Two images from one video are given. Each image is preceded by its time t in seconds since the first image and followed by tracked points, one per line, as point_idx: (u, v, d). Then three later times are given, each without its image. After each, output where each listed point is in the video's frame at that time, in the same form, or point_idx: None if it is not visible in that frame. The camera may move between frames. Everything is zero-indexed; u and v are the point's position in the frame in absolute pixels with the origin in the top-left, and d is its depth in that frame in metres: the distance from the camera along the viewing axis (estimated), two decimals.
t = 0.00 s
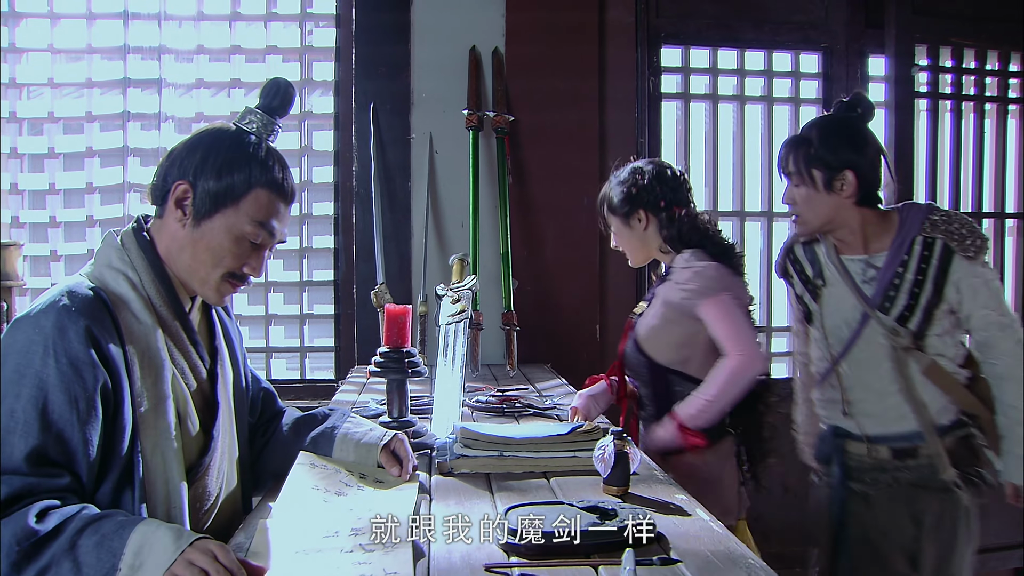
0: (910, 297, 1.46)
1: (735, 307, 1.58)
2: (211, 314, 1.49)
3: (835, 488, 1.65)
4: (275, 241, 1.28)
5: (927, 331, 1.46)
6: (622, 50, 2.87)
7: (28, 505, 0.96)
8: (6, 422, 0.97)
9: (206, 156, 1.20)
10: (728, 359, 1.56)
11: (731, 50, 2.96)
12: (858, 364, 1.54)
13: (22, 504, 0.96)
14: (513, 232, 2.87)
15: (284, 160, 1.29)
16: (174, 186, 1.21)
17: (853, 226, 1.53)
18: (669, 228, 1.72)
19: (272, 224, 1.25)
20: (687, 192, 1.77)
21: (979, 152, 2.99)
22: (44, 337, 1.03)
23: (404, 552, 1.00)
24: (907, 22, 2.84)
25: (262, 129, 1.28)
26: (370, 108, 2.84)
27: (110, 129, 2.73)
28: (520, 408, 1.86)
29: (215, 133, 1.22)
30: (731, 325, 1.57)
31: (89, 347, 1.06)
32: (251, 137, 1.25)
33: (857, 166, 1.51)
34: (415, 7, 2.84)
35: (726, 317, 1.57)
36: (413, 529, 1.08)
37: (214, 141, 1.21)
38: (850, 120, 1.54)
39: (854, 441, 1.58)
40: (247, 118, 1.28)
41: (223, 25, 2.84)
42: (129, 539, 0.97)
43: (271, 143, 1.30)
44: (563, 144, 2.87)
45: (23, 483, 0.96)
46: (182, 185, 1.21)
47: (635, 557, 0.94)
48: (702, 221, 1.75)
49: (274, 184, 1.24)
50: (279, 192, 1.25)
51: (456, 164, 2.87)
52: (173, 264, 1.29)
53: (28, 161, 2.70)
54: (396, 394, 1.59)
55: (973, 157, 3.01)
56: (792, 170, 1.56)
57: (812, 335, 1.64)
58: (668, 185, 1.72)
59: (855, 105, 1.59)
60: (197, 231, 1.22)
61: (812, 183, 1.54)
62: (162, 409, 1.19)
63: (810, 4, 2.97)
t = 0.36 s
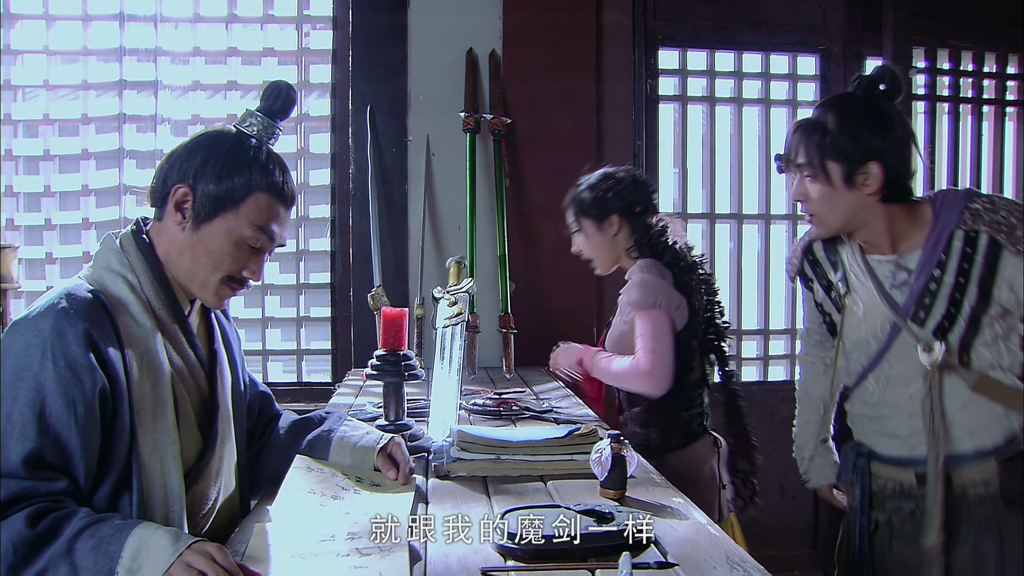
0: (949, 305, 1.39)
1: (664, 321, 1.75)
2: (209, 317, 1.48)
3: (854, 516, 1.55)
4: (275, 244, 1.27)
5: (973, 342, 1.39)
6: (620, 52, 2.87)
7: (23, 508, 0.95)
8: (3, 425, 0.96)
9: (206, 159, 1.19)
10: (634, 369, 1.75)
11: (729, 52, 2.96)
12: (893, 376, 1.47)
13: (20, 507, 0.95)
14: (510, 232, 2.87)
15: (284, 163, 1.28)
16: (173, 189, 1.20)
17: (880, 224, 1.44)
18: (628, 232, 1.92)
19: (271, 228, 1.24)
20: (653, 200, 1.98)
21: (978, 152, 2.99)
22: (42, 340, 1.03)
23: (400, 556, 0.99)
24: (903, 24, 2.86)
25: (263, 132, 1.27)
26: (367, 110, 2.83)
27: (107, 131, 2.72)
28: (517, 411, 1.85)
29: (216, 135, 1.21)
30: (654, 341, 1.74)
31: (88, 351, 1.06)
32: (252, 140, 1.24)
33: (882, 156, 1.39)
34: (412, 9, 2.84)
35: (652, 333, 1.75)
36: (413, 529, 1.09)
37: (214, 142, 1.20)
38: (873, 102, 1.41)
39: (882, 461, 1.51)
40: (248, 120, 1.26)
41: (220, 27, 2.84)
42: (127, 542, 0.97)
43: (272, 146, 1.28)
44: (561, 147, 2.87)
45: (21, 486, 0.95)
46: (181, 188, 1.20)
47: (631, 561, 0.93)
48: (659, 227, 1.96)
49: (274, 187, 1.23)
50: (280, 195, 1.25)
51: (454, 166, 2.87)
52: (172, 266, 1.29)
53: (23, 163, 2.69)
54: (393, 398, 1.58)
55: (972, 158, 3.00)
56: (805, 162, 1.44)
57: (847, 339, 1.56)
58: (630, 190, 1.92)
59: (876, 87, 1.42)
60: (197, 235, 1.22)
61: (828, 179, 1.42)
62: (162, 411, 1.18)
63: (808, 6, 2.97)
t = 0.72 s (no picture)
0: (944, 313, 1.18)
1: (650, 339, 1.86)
2: (207, 321, 1.47)
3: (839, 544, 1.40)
4: (273, 248, 1.26)
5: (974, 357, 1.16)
6: (619, 56, 2.87)
7: (21, 514, 0.94)
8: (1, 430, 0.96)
9: (204, 162, 1.18)
10: (631, 382, 1.84)
11: (728, 56, 2.96)
12: (885, 391, 1.29)
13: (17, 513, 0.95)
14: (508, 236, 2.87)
15: (282, 167, 1.28)
16: (171, 194, 1.20)
17: (903, 204, 1.23)
18: (573, 254, 2.01)
19: (269, 231, 1.24)
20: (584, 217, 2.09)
21: (977, 155, 2.99)
22: (38, 344, 1.02)
23: (397, 561, 0.98)
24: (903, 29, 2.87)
25: (261, 135, 1.26)
26: (365, 113, 2.83)
27: (104, 134, 2.71)
28: (515, 415, 1.85)
29: (213, 138, 1.21)
30: (643, 354, 1.84)
31: (85, 355, 1.05)
32: (249, 143, 1.23)
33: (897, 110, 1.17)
34: (410, 12, 2.84)
35: (639, 346, 1.84)
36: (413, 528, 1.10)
37: (211, 146, 1.20)
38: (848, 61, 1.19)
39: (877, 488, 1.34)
40: (245, 123, 1.25)
41: (218, 30, 2.83)
42: (128, 545, 0.95)
43: (270, 149, 1.27)
44: (559, 151, 2.86)
45: (18, 493, 0.95)
46: (179, 192, 1.19)
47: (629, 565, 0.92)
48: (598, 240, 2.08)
49: (272, 191, 1.23)
50: (277, 200, 1.24)
51: (452, 170, 2.86)
52: (170, 270, 1.28)
53: (19, 166, 2.69)
54: (391, 402, 1.56)
55: (971, 162, 3.00)
56: (815, 143, 1.17)
57: (840, 344, 1.39)
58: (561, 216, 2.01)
59: (842, 43, 1.20)
60: (195, 238, 1.21)
61: (849, 151, 1.16)
62: (159, 416, 1.18)
63: (807, 9, 2.97)
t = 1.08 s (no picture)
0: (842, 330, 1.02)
1: (604, 345, 1.92)
2: (206, 326, 1.47)
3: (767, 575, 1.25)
4: (274, 251, 1.26)
5: (878, 378, 1.02)
6: (619, 59, 2.87)
7: (21, 519, 0.94)
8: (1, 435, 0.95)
9: (204, 165, 1.18)
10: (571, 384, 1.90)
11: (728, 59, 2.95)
12: (794, 411, 1.14)
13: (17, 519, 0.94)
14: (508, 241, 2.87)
15: (282, 170, 1.27)
16: (171, 197, 1.19)
17: (803, 209, 1.08)
18: (544, 268, 2.10)
19: (270, 234, 1.23)
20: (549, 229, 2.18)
21: (979, 159, 2.98)
22: (39, 348, 1.01)
23: (395, 566, 0.97)
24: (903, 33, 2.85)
25: (261, 138, 1.25)
26: (365, 116, 2.82)
27: (103, 137, 2.72)
28: (515, 420, 1.84)
29: (213, 142, 1.20)
30: (595, 360, 1.91)
31: (85, 359, 1.04)
32: (249, 146, 1.22)
33: (793, 113, 1.01)
34: (410, 15, 2.84)
35: (592, 353, 1.91)
36: (413, 530, 1.11)
37: (212, 149, 1.19)
38: (746, 52, 1.02)
39: (797, 515, 1.19)
40: (245, 127, 1.24)
41: (217, 33, 2.82)
42: (128, 550, 0.96)
43: (270, 153, 1.26)
44: (560, 154, 2.86)
45: (17, 498, 0.94)
46: (179, 196, 1.19)
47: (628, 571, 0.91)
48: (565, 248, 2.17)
49: (273, 194, 1.22)
50: (277, 203, 1.23)
51: (452, 173, 2.86)
52: (170, 273, 1.27)
53: (18, 169, 2.69)
54: (391, 406, 1.56)
55: (972, 165, 3.00)
56: (696, 149, 1.03)
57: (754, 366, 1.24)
58: (527, 232, 2.09)
59: (741, 37, 1.03)
60: (195, 241, 1.21)
61: (735, 158, 1.01)
62: (159, 421, 1.17)
63: (807, 14, 2.98)
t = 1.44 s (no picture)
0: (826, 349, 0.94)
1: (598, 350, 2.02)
2: (205, 330, 1.46)
3: None
4: (273, 255, 1.25)
5: (850, 416, 0.94)
6: (619, 62, 2.87)
7: (19, 526, 0.93)
8: None
9: (203, 169, 1.18)
10: (573, 394, 1.95)
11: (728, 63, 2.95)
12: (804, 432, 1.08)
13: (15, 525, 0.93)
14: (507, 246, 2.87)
15: (281, 174, 1.26)
16: (169, 201, 1.19)
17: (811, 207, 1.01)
18: (524, 286, 2.13)
19: (269, 238, 1.22)
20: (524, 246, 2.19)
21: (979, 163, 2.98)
22: (36, 353, 1.01)
23: (394, 570, 0.96)
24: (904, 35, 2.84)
25: (260, 142, 1.24)
26: (364, 120, 2.82)
27: (102, 140, 2.71)
28: (515, 424, 1.83)
29: (211, 146, 1.20)
30: (592, 367, 1.99)
31: (83, 362, 1.03)
32: (248, 149, 1.22)
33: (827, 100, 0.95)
34: (410, 18, 2.83)
35: (588, 362, 1.98)
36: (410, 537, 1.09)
37: (210, 152, 1.19)
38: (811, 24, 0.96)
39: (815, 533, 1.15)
40: (243, 130, 1.23)
41: (216, 36, 2.82)
42: (126, 554, 0.95)
43: (269, 156, 1.25)
44: (559, 157, 2.85)
45: (16, 504, 0.94)
46: (178, 200, 1.18)
47: None
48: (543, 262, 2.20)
49: (272, 197, 1.22)
50: (275, 206, 1.23)
51: (451, 177, 2.86)
52: (169, 278, 1.26)
53: (16, 173, 2.68)
54: (389, 410, 1.55)
55: (973, 169, 3.00)
56: (716, 96, 1.00)
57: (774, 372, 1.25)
58: (503, 253, 2.10)
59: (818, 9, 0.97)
60: (193, 245, 1.20)
61: (748, 117, 0.98)
62: (158, 426, 1.16)
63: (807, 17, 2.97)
